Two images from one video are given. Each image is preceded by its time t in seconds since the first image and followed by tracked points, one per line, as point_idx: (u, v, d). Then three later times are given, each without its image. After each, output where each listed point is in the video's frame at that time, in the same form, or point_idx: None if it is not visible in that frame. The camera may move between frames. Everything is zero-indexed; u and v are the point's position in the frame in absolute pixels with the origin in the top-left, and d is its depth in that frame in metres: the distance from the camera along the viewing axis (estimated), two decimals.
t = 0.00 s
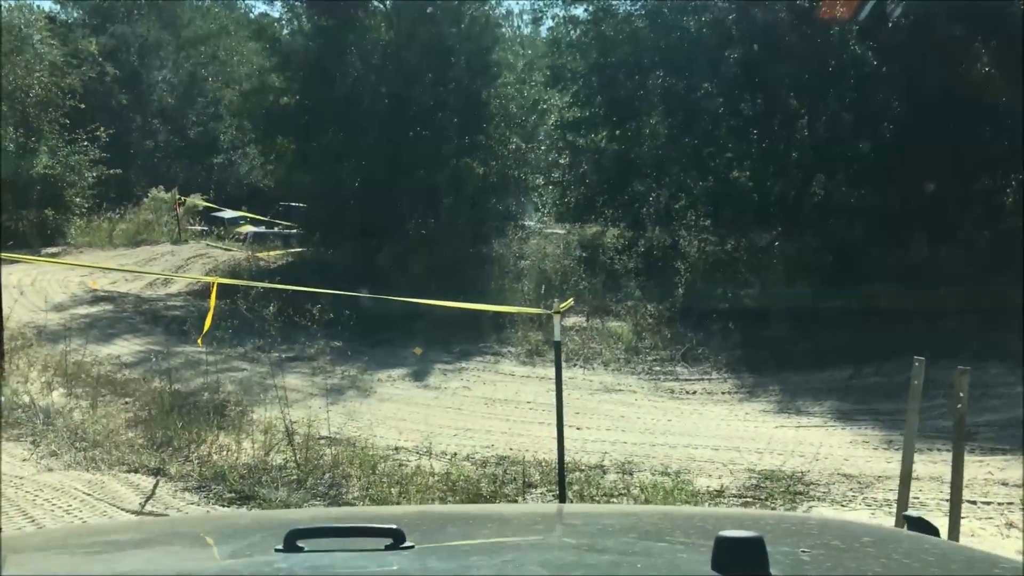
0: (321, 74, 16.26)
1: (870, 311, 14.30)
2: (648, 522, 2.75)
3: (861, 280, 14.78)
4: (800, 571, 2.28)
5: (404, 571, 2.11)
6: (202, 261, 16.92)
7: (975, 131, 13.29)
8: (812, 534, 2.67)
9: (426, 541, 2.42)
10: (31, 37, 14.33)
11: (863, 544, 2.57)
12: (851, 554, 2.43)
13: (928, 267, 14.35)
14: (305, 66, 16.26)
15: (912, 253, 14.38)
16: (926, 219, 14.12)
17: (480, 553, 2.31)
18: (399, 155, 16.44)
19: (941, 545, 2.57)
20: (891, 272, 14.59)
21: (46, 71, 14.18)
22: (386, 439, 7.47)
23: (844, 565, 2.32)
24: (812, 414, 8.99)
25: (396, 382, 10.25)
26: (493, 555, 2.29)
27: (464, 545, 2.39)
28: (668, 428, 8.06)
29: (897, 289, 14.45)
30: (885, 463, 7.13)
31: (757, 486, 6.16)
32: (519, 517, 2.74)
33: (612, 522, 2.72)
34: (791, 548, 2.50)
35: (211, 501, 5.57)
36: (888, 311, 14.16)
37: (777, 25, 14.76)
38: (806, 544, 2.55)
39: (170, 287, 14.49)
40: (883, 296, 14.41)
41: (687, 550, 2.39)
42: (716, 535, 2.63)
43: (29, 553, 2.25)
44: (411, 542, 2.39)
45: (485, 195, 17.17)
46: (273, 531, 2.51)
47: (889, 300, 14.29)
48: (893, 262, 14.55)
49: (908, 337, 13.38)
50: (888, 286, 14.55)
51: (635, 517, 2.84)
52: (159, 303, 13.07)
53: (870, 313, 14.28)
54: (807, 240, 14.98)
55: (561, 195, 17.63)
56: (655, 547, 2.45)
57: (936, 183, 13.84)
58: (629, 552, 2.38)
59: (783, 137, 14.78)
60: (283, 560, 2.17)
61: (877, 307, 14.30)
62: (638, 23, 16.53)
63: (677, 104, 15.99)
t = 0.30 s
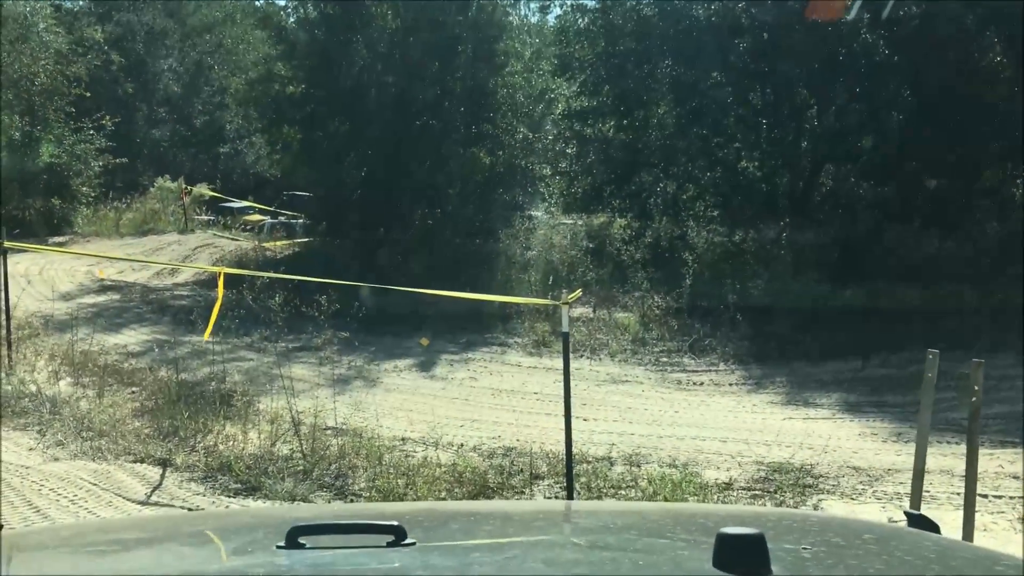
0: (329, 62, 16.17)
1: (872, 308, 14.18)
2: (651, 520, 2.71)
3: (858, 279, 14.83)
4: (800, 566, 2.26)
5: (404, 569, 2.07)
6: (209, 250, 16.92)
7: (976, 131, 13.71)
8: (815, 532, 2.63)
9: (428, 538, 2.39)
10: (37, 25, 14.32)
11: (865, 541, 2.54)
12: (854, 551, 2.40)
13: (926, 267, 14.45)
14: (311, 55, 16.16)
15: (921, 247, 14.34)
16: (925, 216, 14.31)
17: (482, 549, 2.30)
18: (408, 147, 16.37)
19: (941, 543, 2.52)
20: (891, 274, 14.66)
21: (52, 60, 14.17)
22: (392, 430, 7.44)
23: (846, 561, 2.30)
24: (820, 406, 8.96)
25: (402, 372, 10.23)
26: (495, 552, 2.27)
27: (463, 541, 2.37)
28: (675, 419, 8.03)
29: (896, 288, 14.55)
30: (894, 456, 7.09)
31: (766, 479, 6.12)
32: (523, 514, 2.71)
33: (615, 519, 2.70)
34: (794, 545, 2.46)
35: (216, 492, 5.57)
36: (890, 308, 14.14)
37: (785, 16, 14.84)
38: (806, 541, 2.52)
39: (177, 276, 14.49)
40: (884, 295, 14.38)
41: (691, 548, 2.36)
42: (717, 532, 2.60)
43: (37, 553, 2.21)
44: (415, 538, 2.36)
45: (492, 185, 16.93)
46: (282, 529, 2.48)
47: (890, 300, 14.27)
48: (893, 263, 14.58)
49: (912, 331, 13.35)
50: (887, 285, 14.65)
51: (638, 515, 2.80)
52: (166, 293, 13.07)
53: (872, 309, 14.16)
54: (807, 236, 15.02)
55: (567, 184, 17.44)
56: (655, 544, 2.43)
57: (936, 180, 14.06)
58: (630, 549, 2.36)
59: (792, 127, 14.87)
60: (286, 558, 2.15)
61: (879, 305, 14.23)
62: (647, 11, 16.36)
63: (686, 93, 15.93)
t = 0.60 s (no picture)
0: (334, 54, 16.10)
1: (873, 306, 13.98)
2: (653, 517, 2.68)
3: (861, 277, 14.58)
4: (802, 564, 2.22)
5: (405, 568, 2.04)
6: (214, 243, 16.91)
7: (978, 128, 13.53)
8: (817, 529, 2.59)
9: (430, 534, 2.37)
10: (42, 17, 14.30)
11: (867, 539, 2.49)
12: (856, 549, 2.35)
13: (929, 267, 14.10)
14: (316, 47, 16.11)
15: (927, 243, 13.97)
16: (926, 215, 14.09)
17: (485, 546, 2.27)
18: (412, 138, 16.35)
19: (943, 540, 2.48)
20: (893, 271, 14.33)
21: (57, 52, 14.15)
22: (396, 424, 7.42)
23: (847, 558, 2.25)
24: (827, 400, 8.92)
25: (407, 365, 10.21)
26: (497, 549, 2.24)
27: (464, 537, 2.35)
28: (681, 413, 7.99)
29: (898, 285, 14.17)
30: (902, 451, 7.05)
31: (773, 474, 6.08)
32: (524, 511, 2.69)
33: (617, 516, 2.66)
34: (795, 542, 2.42)
35: (220, 486, 5.55)
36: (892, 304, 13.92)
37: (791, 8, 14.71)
38: (808, 538, 2.48)
39: (182, 269, 14.48)
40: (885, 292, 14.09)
41: (693, 544, 2.33)
42: (719, 529, 2.57)
43: (47, 550, 2.19)
44: (416, 535, 2.33)
45: (496, 177, 16.70)
46: (284, 526, 2.46)
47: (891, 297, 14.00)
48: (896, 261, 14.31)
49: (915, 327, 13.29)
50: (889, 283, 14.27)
51: (640, 511, 2.77)
52: (171, 285, 13.06)
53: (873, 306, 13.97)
54: (809, 233, 14.88)
55: (573, 177, 17.34)
56: (656, 541, 2.39)
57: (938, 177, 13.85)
58: (632, 546, 2.33)
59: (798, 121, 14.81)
60: (288, 554, 2.13)
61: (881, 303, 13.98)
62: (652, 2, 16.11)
63: (692, 87, 15.77)
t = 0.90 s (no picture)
0: (338, 49, 16.05)
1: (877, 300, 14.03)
2: (654, 515, 2.67)
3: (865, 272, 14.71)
4: (803, 563, 2.19)
5: (407, 566, 2.01)
6: (218, 238, 16.91)
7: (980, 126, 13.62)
8: (819, 528, 2.56)
9: (433, 533, 2.35)
10: (46, 12, 14.28)
11: (868, 537, 2.47)
12: (859, 548, 2.32)
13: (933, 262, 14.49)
14: (320, 43, 16.08)
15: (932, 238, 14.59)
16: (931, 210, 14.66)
17: (486, 544, 2.25)
18: (415, 135, 16.25)
19: (945, 538, 2.45)
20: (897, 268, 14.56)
21: (61, 47, 14.15)
22: (399, 420, 7.39)
23: (849, 556, 2.23)
24: (833, 397, 8.89)
25: (411, 361, 10.19)
26: (499, 547, 2.22)
27: (466, 536, 2.33)
28: (686, 410, 7.96)
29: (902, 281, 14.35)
30: (909, 448, 7.02)
31: (778, 471, 6.06)
32: (526, 510, 2.67)
33: (619, 514, 2.64)
34: (797, 541, 2.40)
35: (224, 482, 5.53)
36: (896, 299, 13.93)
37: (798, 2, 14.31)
38: (809, 537, 2.45)
39: (186, 264, 14.47)
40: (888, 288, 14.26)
41: (694, 543, 2.30)
42: (722, 528, 2.54)
43: (52, 549, 2.17)
44: (418, 533, 2.31)
45: (500, 173, 16.75)
46: (286, 524, 2.45)
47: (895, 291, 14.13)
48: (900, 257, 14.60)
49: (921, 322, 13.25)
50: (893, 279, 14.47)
51: (643, 510, 2.74)
52: (174, 280, 13.04)
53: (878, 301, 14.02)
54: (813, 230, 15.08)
55: (576, 172, 17.05)
56: (658, 540, 2.37)
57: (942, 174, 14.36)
58: (634, 545, 2.30)
59: (802, 115, 14.69)
60: (288, 553, 2.11)
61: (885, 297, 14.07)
62: None
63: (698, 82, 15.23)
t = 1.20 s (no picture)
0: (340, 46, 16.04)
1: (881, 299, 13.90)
2: (655, 513, 2.65)
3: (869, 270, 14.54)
4: (805, 561, 2.17)
5: (408, 565, 2.00)
6: (221, 235, 16.89)
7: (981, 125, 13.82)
8: (820, 526, 2.54)
9: (434, 533, 2.32)
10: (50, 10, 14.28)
11: (871, 536, 2.44)
12: (860, 545, 2.30)
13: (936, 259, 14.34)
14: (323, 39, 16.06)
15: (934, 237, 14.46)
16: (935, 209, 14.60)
17: (487, 543, 2.23)
18: (415, 132, 16.18)
19: (947, 537, 2.43)
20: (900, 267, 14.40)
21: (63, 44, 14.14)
22: (401, 417, 7.37)
23: (851, 555, 2.21)
24: (838, 394, 8.86)
25: (414, 359, 10.17)
26: (500, 546, 2.20)
27: (468, 535, 2.31)
28: (689, 407, 7.94)
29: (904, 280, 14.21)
30: (913, 446, 6.99)
31: (782, 469, 6.03)
32: (529, 508, 2.64)
33: (622, 513, 2.62)
34: (799, 539, 2.38)
35: (226, 479, 5.52)
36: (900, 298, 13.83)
37: None
38: (811, 536, 2.43)
39: (189, 261, 14.45)
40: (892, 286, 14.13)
41: (695, 541, 2.28)
42: (724, 527, 2.52)
43: (54, 547, 2.15)
44: (419, 533, 2.28)
45: (502, 168, 16.32)
46: (287, 523, 2.43)
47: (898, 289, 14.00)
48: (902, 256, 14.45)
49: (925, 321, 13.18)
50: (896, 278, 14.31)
51: (646, 508, 2.72)
52: (177, 277, 13.02)
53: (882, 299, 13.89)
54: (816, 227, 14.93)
55: (580, 169, 17.05)
56: (660, 539, 2.35)
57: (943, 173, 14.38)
58: (635, 544, 2.28)
59: (804, 112, 14.62)
60: (288, 552, 2.09)
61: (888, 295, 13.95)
62: None
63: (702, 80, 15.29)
